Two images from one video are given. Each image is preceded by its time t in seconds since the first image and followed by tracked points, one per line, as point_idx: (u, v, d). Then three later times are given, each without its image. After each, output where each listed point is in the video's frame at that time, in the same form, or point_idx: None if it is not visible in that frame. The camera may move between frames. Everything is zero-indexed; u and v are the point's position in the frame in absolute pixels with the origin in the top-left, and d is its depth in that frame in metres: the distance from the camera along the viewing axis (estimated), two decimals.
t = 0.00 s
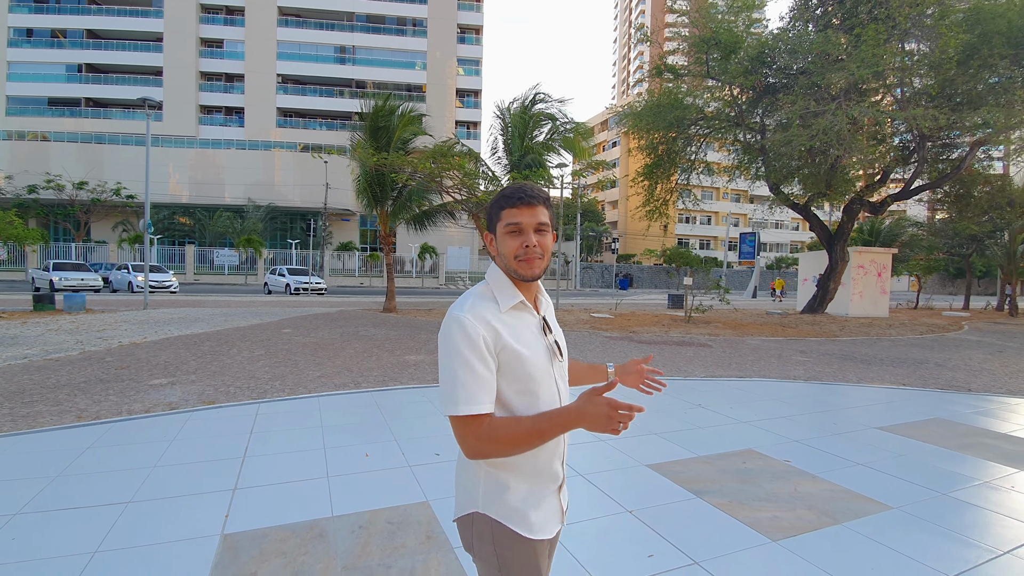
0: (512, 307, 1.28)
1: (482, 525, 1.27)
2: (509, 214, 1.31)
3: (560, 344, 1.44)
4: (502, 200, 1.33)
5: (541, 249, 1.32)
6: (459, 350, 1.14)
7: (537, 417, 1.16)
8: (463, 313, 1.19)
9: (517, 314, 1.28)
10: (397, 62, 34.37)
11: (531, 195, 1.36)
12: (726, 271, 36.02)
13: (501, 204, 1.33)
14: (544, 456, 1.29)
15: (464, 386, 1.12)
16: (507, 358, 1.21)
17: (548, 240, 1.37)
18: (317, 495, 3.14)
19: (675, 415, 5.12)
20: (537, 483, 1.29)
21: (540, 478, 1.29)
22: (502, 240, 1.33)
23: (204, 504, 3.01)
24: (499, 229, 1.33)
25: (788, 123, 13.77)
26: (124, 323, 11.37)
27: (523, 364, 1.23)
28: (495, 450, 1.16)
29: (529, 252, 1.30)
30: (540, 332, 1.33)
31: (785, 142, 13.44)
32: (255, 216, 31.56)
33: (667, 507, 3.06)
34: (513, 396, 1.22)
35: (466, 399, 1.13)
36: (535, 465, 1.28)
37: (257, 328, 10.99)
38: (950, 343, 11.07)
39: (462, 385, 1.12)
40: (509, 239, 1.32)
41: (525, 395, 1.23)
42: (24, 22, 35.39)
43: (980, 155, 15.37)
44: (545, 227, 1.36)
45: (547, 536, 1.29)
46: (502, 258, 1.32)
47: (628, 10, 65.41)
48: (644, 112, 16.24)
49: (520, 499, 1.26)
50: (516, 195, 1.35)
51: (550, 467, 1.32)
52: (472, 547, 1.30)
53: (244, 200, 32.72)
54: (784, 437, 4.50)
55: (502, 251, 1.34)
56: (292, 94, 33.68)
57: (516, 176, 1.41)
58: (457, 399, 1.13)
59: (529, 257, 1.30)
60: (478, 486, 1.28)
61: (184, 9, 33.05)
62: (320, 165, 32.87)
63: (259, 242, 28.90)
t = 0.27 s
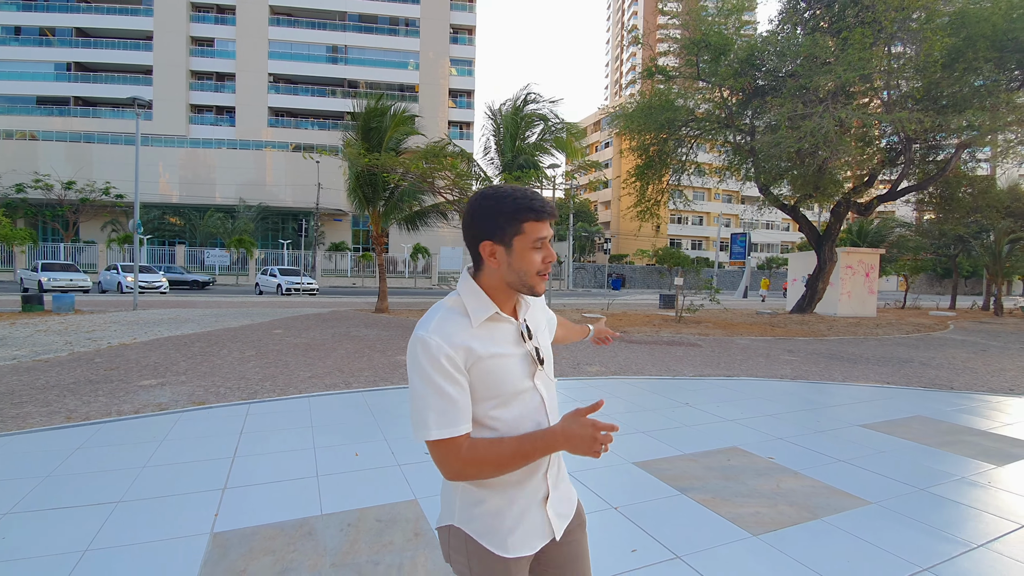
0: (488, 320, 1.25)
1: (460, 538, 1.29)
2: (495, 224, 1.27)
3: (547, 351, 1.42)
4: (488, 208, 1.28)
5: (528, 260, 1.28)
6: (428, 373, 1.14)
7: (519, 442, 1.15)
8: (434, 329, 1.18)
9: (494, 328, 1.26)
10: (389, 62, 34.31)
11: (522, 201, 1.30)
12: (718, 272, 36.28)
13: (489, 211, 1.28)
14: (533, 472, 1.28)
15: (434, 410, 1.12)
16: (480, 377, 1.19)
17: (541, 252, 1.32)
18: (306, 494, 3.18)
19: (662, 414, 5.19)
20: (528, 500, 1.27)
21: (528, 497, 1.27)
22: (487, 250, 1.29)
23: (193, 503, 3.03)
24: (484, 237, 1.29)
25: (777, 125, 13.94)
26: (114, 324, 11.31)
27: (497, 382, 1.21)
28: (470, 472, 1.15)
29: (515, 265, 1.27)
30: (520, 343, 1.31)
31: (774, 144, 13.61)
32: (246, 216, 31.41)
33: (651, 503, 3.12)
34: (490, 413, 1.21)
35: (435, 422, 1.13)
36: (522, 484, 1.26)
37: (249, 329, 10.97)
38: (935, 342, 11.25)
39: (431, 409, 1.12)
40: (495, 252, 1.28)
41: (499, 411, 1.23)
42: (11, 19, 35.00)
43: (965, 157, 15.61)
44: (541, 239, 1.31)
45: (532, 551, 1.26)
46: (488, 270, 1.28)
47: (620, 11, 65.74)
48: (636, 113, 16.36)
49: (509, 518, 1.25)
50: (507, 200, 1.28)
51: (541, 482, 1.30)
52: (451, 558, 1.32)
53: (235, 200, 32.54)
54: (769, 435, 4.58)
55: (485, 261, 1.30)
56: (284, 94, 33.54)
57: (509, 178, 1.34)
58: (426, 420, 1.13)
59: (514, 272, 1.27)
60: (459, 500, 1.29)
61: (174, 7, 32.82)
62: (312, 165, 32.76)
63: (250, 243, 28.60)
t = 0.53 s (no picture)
0: (495, 325, 1.23)
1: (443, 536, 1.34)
2: (515, 224, 1.25)
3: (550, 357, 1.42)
4: (510, 207, 1.26)
5: (546, 264, 1.28)
6: (430, 380, 1.12)
7: (511, 467, 1.17)
8: (441, 332, 1.16)
9: (504, 334, 1.24)
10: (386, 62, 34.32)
11: (539, 202, 1.30)
12: (713, 272, 36.42)
13: (510, 209, 1.25)
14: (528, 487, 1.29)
15: (431, 419, 1.12)
16: (482, 387, 1.19)
17: (555, 255, 1.31)
18: (301, 491, 3.22)
19: (655, 412, 5.25)
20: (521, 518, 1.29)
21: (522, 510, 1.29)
22: (504, 249, 1.27)
23: (189, 501, 3.07)
24: (504, 236, 1.26)
25: (771, 125, 14.04)
26: (109, 324, 11.31)
27: (500, 391, 1.21)
28: (459, 484, 1.16)
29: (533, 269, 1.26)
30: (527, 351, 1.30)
31: (768, 145, 13.70)
32: (242, 216, 31.37)
33: (640, 499, 3.18)
34: (485, 423, 1.21)
35: (432, 431, 1.13)
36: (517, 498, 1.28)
37: (245, 329, 11.00)
38: (927, 341, 11.36)
39: (427, 420, 1.12)
40: (515, 253, 1.26)
41: (501, 422, 1.22)
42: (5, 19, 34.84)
43: (958, 158, 15.74)
44: (557, 240, 1.30)
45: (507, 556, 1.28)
46: (505, 271, 1.26)
47: (617, 12, 65.90)
48: (631, 114, 16.45)
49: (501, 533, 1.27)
50: (528, 202, 1.27)
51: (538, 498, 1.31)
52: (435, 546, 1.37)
53: (231, 200, 32.47)
54: (759, 433, 4.64)
55: (502, 262, 1.27)
56: (280, 94, 33.50)
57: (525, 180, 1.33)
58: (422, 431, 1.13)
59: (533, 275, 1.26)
60: (444, 501, 1.33)
61: (170, 7, 32.75)
62: (309, 165, 32.73)
63: (247, 243, 28.71)
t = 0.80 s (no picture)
0: (509, 329, 1.21)
1: (446, 553, 1.28)
2: (531, 224, 1.25)
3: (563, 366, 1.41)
4: (524, 207, 1.27)
5: (563, 267, 1.29)
6: (444, 383, 1.08)
7: (540, 491, 1.10)
8: (454, 336, 1.13)
9: (518, 338, 1.22)
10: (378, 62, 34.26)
11: (555, 204, 1.31)
12: (705, 271, 36.68)
13: (525, 211, 1.26)
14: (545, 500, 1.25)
15: (448, 423, 1.07)
16: (497, 393, 1.16)
17: (569, 258, 1.32)
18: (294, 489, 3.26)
19: (644, 410, 5.32)
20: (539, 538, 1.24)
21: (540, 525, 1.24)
22: (519, 250, 1.26)
23: (182, 499, 3.11)
24: (518, 236, 1.27)
25: (760, 127, 14.20)
26: (99, 325, 11.25)
27: (513, 398, 1.18)
28: (482, 504, 1.08)
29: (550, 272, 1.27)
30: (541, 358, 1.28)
31: (758, 146, 13.86)
32: (233, 216, 31.21)
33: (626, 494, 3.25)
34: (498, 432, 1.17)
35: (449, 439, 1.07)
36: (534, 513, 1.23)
37: (237, 329, 10.98)
38: (912, 339, 11.55)
39: (444, 427, 1.07)
40: (531, 254, 1.26)
41: (517, 432, 1.20)
42: None
43: (944, 159, 15.99)
44: (571, 243, 1.32)
45: None
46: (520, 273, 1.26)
47: (609, 13, 66.20)
48: (622, 116, 16.59)
49: (517, 551, 1.21)
50: (543, 203, 1.29)
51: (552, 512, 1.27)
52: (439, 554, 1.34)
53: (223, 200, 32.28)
54: (745, 430, 4.73)
55: (517, 263, 1.27)
56: (272, 93, 33.35)
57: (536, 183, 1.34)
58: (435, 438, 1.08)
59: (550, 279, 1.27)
60: (448, 515, 1.28)
61: (159, 5, 32.52)
62: (301, 165, 32.61)
63: (238, 243, 28.25)
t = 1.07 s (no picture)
0: (533, 319, 1.21)
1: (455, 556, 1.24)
2: (565, 213, 1.27)
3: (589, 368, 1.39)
4: (559, 196, 1.28)
5: (593, 259, 1.28)
6: (464, 365, 1.08)
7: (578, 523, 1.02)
8: (476, 319, 1.13)
9: (540, 330, 1.22)
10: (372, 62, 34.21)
11: (591, 195, 1.31)
12: (697, 271, 36.93)
13: (560, 199, 1.28)
14: (559, 501, 1.22)
15: (463, 406, 1.06)
16: (515, 385, 1.15)
17: (600, 250, 1.32)
18: (286, 485, 3.31)
19: (634, 407, 5.41)
20: (547, 543, 1.21)
21: (549, 529, 1.21)
22: (550, 239, 1.28)
23: (175, 494, 3.15)
24: (550, 225, 1.28)
25: (750, 128, 14.35)
26: (90, 325, 11.18)
27: (533, 390, 1.17)
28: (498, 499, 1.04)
29: (581, 261, 1.26)
30: (565, 354, 1.27)
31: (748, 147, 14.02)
32: (225, 216, 31.05)
33: (614, 487, 3.32)
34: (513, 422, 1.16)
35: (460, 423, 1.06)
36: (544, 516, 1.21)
37: (229, 329, 10.97)
38: (899, 337, 11.74)
39: (461, 407, 1.06)
40: (561, 243, 1.27)
41: (533, 426, 1.18)
42: None
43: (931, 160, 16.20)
44: (604, 235, 1.31)
45: None
46: (550, 262, 1.26)
47: (603, 14, 66.40)
48: (615, 117, 16.72)
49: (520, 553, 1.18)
50: (579, 192, 1.29)
51: (565, 518, 1.24)
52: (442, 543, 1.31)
53: (214, 200, 32.11)
54: (732, 425, 4.82)
55: (546, 252, 1.27)
56: (264, 92, 33.18)
57: (573, 173, 1.36)
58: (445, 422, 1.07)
59: (579, 268, 1.26)
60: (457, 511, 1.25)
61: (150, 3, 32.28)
62: (293, 165, 32.51)
63: (229, 243, 28.58)
